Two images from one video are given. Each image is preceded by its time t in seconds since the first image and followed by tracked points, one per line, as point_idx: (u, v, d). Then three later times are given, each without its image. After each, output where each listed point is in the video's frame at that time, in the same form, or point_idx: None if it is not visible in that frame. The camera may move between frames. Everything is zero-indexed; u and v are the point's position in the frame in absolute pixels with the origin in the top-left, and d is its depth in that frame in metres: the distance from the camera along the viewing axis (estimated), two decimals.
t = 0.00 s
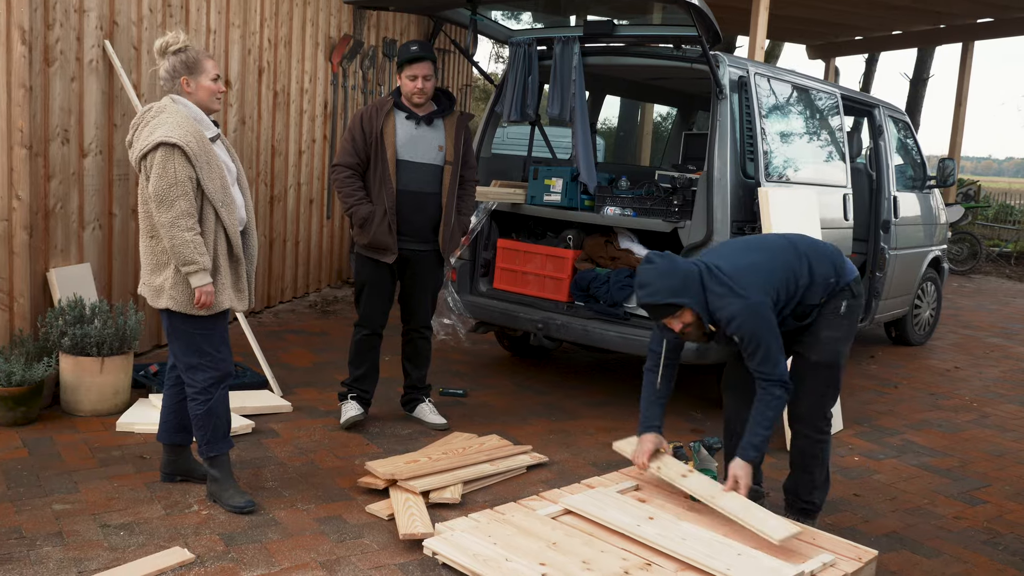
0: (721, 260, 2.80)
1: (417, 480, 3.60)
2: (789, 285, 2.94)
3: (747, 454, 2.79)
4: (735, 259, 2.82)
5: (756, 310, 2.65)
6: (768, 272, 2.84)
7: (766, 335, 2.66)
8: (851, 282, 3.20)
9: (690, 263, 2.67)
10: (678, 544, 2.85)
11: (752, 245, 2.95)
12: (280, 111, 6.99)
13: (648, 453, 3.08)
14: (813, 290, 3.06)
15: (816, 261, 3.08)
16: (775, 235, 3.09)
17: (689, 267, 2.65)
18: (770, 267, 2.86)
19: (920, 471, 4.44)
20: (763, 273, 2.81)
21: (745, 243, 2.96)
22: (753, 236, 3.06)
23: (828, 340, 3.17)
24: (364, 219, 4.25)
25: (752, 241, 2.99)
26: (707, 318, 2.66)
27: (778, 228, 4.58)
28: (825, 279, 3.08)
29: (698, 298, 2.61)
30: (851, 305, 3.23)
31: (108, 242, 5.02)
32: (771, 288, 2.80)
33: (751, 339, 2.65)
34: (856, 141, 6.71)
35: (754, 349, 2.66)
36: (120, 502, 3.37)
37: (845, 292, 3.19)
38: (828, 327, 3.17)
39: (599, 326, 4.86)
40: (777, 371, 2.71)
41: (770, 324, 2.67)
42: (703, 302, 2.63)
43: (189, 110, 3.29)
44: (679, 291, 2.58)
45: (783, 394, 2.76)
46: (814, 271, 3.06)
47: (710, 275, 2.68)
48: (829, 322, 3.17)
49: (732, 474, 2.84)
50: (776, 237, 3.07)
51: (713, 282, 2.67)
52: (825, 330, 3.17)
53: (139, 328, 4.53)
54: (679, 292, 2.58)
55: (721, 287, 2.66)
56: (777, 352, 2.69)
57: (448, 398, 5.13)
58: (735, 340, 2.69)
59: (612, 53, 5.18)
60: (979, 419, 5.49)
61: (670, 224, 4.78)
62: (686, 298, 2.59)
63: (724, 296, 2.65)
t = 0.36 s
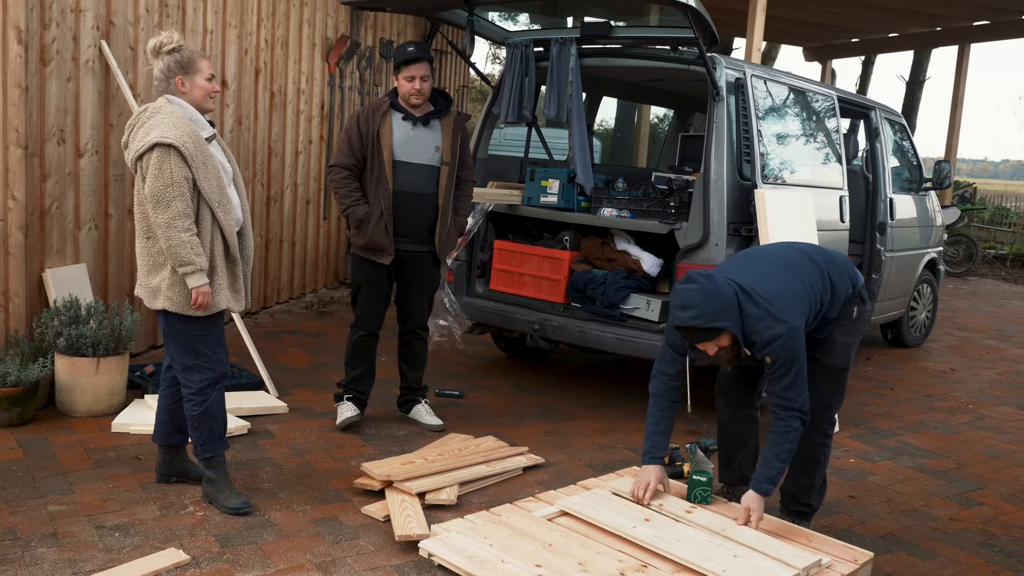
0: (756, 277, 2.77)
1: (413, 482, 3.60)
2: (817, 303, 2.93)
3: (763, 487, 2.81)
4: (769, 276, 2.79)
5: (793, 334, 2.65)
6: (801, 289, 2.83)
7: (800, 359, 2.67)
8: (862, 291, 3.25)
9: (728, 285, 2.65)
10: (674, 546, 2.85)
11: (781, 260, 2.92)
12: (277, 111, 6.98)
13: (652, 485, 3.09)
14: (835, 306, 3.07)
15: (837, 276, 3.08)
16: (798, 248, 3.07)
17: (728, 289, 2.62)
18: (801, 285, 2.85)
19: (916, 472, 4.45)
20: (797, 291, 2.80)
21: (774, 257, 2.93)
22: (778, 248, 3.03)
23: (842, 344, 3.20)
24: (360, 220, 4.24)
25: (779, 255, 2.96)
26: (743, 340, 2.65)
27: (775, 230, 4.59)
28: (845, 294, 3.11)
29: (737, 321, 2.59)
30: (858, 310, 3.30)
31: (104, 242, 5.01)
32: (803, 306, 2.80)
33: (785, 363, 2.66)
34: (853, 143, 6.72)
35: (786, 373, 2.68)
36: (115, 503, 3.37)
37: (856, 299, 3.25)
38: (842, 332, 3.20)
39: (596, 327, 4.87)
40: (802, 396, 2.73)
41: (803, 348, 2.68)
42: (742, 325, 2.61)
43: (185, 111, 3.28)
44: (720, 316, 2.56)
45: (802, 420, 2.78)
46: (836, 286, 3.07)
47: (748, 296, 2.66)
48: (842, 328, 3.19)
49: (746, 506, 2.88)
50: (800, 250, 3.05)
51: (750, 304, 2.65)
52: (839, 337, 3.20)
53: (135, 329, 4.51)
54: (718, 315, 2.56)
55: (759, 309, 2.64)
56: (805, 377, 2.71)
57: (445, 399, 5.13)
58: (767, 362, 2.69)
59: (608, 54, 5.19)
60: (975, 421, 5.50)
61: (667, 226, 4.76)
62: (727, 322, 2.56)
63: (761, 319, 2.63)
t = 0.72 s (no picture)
0: (761, 286, 2.77)
1: (408, 486, 3.60)
2: (818, 312, 2.94)
3: (757, 497, 2.80)
4: (773, 285, 2.79)
5: (798, 346, 2.66)
6: (803, 298, 2.83)
7: (804, 371, 2.68)
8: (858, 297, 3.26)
9: (734, 297, 2.65)
10: (668, 551, 2.85)
11: (783, 268, 2.92)
12: (273, 115, 6.98)
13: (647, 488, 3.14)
14: (834, 314, 3.09)
15: (837, 284, 3.09)
16: (798, 255, 3.07)
17: (736, 300, 2.62)
18: (803, 294, 2.85)
19: (910, 477, 4.46)
20: (800, 301, 2.80)
21: (777, 264, 2.93)
22: (779, 255, 3.03)
23: (841, 349, 3.20)
24: (356, 224, 4.24)
25: (781, 262, 2.96)
26: (748, 352, 2.65)
27: (770, 234, 4.60)
28: (844, 302, 3.12)
29: (744, 333, 2.59)
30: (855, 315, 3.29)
31: (99, 245, 5.00)
32: (806, 316, 2.80)
33: (789, 375, 2.67)
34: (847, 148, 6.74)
35: (789, 384, 2.69)
36: (109, 507, 3.36)
37: (854, 304, 3.26)
38: (841, 336, 3.20)
39: (590, 331, 4.87)
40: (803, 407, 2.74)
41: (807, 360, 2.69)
42: (748, 337, 2.61)
43: (179, 114, 3.27)
44: (728, 330, 2.56)
45: (800, 431, 2.78)
46: (835, 295, 3.08)
47: (754, 307, 2.66)
48: (841, 332, 3.19)
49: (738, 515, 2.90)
50: (800, 257, 3.05)
51: (756, 315, 2.65)
52: (837, 341, 3.20)
53: (129, 332, 4.50)
54: (725, 328, 2.57)
55: (765, 321, 2.65)
56: (807, 389, 2.71)
57: (440, 403, 5.13)
58: (771, 372, 2.70)
59: (604, 59, 5.22)
60: (970, 425, 5.51)
61: (662, 230, 4.77)
62: (734, 336, 2.57)
63: (767, 331, 2.64)
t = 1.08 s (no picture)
0: (761, 293, 2.77)
1: (404, 489, 3.59)
2: (818, 319, 2.94)
3: (751, 502, 2.80)
4: (773, 292, 2.79)
5: (798, 353, 2.66)
6: (803, 305, 2.84)
7: (804, 378, 2.68)
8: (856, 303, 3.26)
9: (735, 304, 2.65)
10: (663, 555, 2.85)
11: (783, 274, 2.93)
12: (271, 116, 6.98)
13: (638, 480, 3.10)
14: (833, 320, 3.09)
15: (836, 291, 3.10)
16: (798, 260, 3.08)
17: (737, 307, 2.62)
18: (803, 300, 2.86)
19: (907, 482, 4.46)
20: (800, 308, 2.81)
21: (777, 271, 2.94)
22: (778, 261, 3.03)
23: (839, 354, 3.21)
24: (353, 227, 4.24)
25: (781, 268, 2.96)
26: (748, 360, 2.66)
27: (767, 238, 4.60)
28: (843, 309, 3.13)
29: (744, 342, 2.60)
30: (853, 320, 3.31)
31: (96, 246, 5.00)
32: (807, 322, 2.81)
33: (789, 383, 2.68)
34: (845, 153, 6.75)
35: (788, 391, 2.69)
36: (105, 509, 3.35)
37: (852, 310, 3.26)
38: (839, 342, 3.21)
39: (588, 334, 4.88)
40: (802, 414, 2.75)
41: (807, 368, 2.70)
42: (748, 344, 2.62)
43: (179, 115, 3.27)
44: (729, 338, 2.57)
45: (796, 438, 2.79)
46: (835, 301, 3.08)
47: (755, 314, 2.67)
48: (839, 338, 3.21)
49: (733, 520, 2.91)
50: (800, 263, 3.06)
51: (756, 323, 2.66)
52: (836, 346, 3.21)
53: (126, 334, 4.50)
54: (726, 336, 2.57)
55: (765, 329, 2.65)
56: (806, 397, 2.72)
57: (437, 406, 5.13)
58: (770, 379, 2.70)
59: (602, 62, 5.23)
60: (966, 430, 5.52)
61: (660, 234, 4.77)
62: (735, 344, 2.57)
63: (768, 339, 2.64)
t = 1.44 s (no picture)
0: (761, 298, 2.77)
1: (402, 489, 3.60)
2: (818, 323, 2.94)
3: (747, 506, 2.79)
4: (773, 296, 2.79)
5: (798, 357, 2.66)
6: (804, 309, 2.84)
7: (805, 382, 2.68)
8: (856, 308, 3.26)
9: (735, 308, 2.65)
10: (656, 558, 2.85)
11: (784, 279, 2.93)
12: (270, 116, 6.98)
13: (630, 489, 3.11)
14: (833, 325, 3.10)
15: (837, 296, 3.10)
16: (798, 265, 3.08)
17: (736, 312, 2.62)
18: (804, 305, 2.86)
19: (904, 485, 4.47)
20: (800, 312, 2.81)
21: (778, 276, 2.94)
22: (778, 265, 3.03)
23: (838, 358, 3.22)
24: (352, 227, 4.25)
25: (781, 273, 2.97)
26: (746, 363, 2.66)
27: (766, 240, 4.60)
28: (843, 314, 3.13)
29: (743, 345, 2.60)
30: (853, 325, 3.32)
31: (95, 245, 5.00)
32: (807, 327, 2.81)
33: (789, 387, 2.67)
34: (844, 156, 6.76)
35: (787, 395, 2.69)
36: (102, 508, 3.35)
37: (852, 315, 3.27)
38: (839, 346, 3.22)
39: (586, 335, 4.88)
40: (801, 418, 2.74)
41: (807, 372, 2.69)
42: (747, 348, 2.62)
43: (177, 115, 3.27)
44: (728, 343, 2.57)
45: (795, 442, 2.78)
46: (835, 306, 3.09)
47: (754, 319, 2.67)
48: (839, 342, 3.22)
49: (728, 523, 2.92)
50: (800, 268, 3.06)
51: (755, 327, 2.66)
52: (835, 350, 3.22)
53: (124, 333, 4.50)
54: (724, 339, 2.57)
55: (765, 333, 2.65)
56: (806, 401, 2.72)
57: (434, 406, 5.13)
58: (769, 383, 2.70)
59: (602, 64, 5.23)
60: (964, 434, 5.52)
61: (658, 236, 4.77)
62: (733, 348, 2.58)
63: (767, 343, 2.65)
